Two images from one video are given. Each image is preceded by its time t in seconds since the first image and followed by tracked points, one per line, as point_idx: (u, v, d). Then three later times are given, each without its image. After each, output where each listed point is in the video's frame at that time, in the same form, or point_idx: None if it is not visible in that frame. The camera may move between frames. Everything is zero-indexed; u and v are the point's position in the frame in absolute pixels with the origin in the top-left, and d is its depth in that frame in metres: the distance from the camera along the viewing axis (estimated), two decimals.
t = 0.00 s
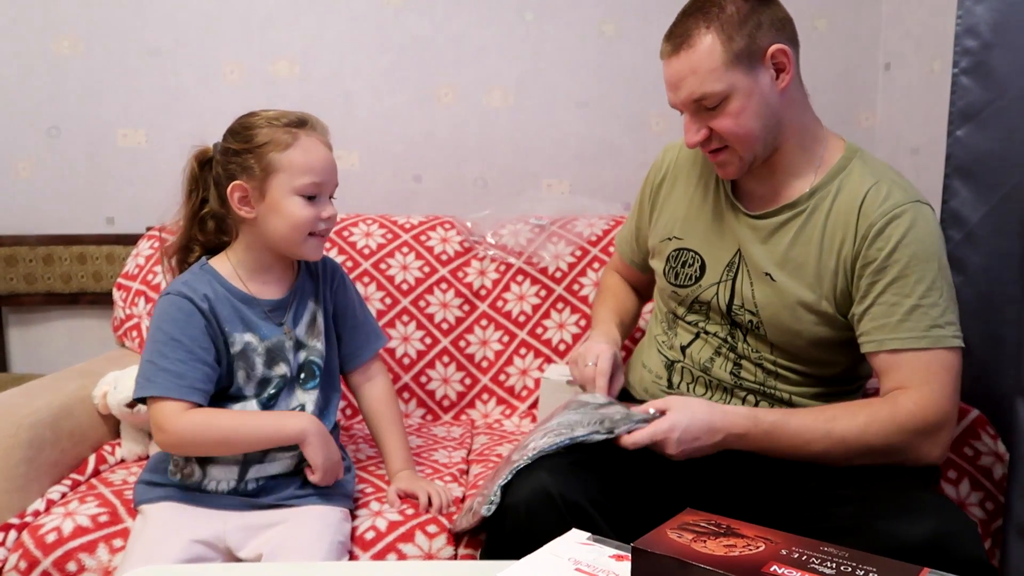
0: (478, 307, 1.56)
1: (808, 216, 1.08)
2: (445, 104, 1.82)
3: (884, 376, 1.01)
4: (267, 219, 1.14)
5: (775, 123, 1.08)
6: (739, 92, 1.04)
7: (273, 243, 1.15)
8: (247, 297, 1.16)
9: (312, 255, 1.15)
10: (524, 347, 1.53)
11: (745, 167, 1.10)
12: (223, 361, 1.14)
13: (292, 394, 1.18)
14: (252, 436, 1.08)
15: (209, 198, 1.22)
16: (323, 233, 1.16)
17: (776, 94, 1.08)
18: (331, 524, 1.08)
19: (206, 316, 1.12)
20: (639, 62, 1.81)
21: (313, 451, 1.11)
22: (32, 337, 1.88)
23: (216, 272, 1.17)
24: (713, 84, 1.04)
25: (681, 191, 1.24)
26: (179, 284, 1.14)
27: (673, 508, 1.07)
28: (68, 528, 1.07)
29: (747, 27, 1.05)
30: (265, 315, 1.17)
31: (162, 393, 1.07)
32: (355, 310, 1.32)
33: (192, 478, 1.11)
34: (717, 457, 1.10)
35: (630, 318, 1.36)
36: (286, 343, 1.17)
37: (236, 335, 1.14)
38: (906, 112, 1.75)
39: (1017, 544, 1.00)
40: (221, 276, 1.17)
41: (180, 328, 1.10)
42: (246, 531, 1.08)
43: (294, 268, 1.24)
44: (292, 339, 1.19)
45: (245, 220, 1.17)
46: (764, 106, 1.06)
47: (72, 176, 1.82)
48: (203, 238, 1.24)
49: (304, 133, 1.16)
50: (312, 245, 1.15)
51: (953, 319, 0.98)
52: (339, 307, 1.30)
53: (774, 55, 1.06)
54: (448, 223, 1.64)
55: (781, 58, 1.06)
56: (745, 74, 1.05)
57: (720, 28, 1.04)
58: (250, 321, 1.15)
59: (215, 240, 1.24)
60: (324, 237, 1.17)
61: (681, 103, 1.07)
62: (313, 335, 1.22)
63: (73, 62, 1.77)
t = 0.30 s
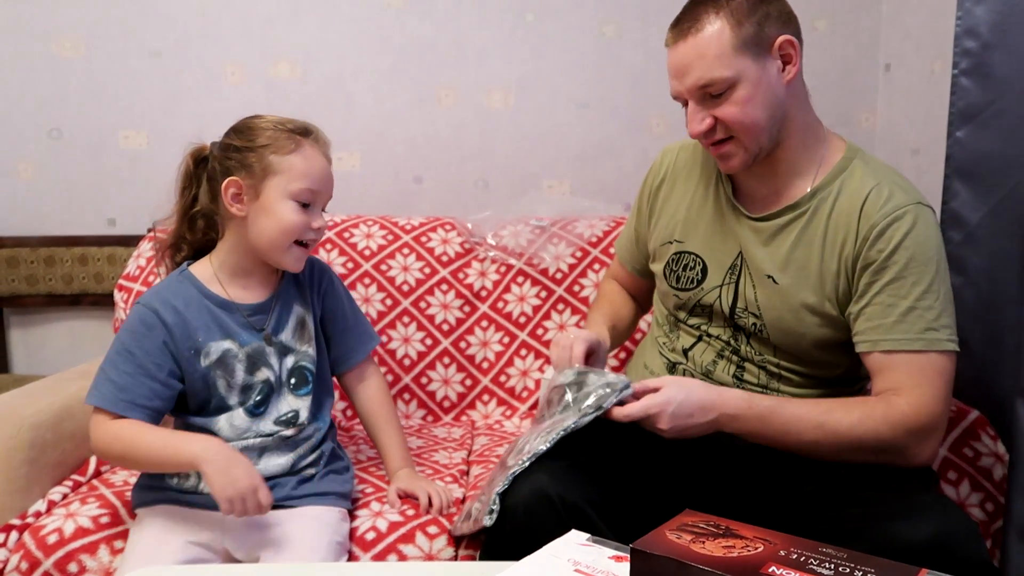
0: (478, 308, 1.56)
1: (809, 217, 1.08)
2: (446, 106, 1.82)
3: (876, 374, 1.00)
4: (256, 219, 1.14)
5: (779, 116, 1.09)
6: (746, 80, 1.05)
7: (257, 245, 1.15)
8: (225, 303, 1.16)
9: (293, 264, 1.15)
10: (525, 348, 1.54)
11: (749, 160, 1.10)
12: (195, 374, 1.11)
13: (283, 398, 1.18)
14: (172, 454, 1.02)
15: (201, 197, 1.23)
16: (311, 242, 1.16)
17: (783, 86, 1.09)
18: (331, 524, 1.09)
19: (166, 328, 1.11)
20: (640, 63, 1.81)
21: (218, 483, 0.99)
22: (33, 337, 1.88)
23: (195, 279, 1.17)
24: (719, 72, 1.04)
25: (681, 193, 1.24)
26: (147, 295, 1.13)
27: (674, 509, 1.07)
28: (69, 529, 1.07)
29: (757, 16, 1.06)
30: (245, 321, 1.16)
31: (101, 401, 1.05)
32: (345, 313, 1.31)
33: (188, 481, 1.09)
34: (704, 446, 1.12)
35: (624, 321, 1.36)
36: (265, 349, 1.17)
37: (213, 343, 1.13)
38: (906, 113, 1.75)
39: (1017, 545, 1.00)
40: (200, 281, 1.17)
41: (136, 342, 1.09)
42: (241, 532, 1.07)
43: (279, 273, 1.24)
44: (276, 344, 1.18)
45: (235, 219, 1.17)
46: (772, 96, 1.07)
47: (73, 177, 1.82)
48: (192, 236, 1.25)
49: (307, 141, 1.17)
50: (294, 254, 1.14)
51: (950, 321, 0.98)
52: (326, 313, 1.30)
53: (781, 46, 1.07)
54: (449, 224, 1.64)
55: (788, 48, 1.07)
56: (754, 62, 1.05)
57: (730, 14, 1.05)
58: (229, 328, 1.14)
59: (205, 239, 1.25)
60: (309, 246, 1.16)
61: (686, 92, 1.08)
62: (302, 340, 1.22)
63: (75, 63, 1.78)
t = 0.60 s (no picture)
0: (479, 309, 1.56)
1: (797, 212, 1.08)
2: (446, 107, 1.82)
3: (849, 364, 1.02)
4: (240, 220, 1.14)
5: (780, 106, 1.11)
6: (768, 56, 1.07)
7: (240, 246, 1.14)
8: (215, 309, 1.16)
9: (274, 268, 1.14)
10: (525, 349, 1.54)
11: (761, 136, 1.10)
12: (184, 381, 1.12)
13: (278, 402, 1.18)
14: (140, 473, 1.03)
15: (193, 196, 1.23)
16: (294, 247, 1.15)
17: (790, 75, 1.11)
18: (328, 525, 1.08)
19: (154, 336, 1.11)
20: (641, 64, 1.82)
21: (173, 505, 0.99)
22: (34, 339, 1.88)
23: (184, 285, 1.17)
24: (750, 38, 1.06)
25: (672, 194, 1.24)
26: (134, 302, 1.14)
27: (671, 512, 1.07)
28: (69, 531, 1.07)
29: None
30: (236, 325, 1.17)
31: (90, 412, 1.06)
32: (339, 316, 1.31)
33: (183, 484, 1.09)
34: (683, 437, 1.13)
35: (609, 325, 1.34)
36: (256, 354, 1.17)
37: (203, 348, 1.13)
38: (907, 115, 1.75)
39: (1017, 546, 0.99)
40: (188, 285, 1.17)
41: (123, 352, 1.09)
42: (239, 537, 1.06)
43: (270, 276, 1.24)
44: (267, 348, 1.18)
45: (222, 218, 1.17)
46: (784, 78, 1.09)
47: (72, 178, 1.82)
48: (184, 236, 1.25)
49: (298, 145, 1.17)
50: (275, 258, 1.14)
51: (927, 311, 1.00)
52: (321, 314, 1.30)
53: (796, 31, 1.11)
54: (449, 225, 1.64)
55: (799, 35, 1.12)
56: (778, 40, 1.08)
57: None
58: (219, 333, 1.15)
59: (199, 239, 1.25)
60: (292, 251, 1.16)
61: (714, 53, 1.08)
62: (296, 343, 1.22)
63: (76, 65, 1.78)
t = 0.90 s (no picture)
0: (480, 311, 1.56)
1: (768, 209, 1.10)
2: (447, 109, 1.83)
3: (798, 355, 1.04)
4: (216, 219, 1.14)
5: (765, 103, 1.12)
6: (755, 52, 1.08)
7: (220, 244, 1.14)
8: (213, 312, 1.15)
9: (257, 260, 1.14)
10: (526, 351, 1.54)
11: (740, 132, 1.11)
12: (183, 385, 1.11)
13: (277, 403, 1.18)
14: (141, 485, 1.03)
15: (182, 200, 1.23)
16: (270, 241, 1.14)
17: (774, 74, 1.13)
18: (328, 527, 1.08)
19: (152, 342, 1.11)
20: (641, 66, 1.82)
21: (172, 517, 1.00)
22: (34, 341, 1.88)
23: (181, 288, 1.17)
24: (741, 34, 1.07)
25: (652, 198, 1.25)
26: (131, 308, 1.14)
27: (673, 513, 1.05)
28: (70, 532, 1.07)
29: None
30: (234, 328, 1.16)
31: (92, 419, 1.07)
32: (338, 319, 1.30)
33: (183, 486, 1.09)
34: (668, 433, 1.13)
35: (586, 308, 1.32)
36: (254, 359, 1.16)
37: (200, 352, 1.13)
38: (907, 117, 1.75)
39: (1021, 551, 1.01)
40: (184, 288, 1.17)
41: (120, 358, 1.09)
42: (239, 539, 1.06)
43: (268, 277, 1.23)
44: (264, 350, 1.18)
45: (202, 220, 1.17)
46: (768, 73, 1.10)
47: (72, 180, 1.82)
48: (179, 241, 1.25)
49: (266, 137, 1.16)
50: (257, 250, 1.13)
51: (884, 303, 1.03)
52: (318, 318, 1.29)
53: (781, 35, 1.13)
54: (449, 227, 1.64)
55: (785, 40, 1.14)
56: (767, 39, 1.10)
57: None
58: (216, 336, 1.14)
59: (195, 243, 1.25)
60: (272, 245, 1.15)
61: (703, 45, 1.09)
62: (295, 346, 1.22)
63: (76, 67, 1.78)
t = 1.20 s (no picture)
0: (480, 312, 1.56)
1: (739, 207, 1.12)
2: (447, 110, 1.83)
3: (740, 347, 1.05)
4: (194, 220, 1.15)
5: (717, 109, 1.13)
6: (682, 68, 1.11)
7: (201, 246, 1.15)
8: (214, 313, 1.16)
9: (229, 259, 1.12)
10: (527, 353, 1.54)
11: (683, 150, 1.15)
12: (182, 385, 1.11)
13: (278, 405, 1.18)
14: (152, 487, 1.03)
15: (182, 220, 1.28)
16: (244, 236, 1.13)
17: (718, 80, 1.12)
18: (328, 527, 1.08)
19: (151, 342, 1.11)
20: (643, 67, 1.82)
21: (184, 519, 0.99)
22: (35, 341, 1.88)
23: (181, 289, 1.17)
24: (661, 57, 1.11)
25: (644, 201, 1.27)
26: (132, 307, 1.14)
27: (673, 515, 1.05)
28: (71, 533, 1.07)
29: (704, 9, 1.12)
30: (233, 329, 1.16)
31: (88, 417, 1.07)
32: (340, 322, 1.29)
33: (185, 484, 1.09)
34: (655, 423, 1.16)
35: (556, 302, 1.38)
36: (253, 360, 1.16)
37: (200, 353, 1.13)
38: (908, 118, 1.75)
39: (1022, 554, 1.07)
40: (185, 291, 1.17)
41: (120, 357, 1.09)
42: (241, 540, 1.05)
43: (267, 278, 1.24)
44: (262, 351, 1.18)
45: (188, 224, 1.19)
46: (702, 84, 1.11)
47: (73, 181, 1.82)
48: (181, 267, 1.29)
49: (235, 133, 1.16)
50: (227, 247, 1.12)
51: (833, 296, 1.03)
52: (319, 323, 1.28)
53: (721, 41, 1.11)
54: (450, 228, 1.64)
55: (728, 44, 1.12)
56: (693, 51, 1.11)
57: (677, 7, 1.12)
58: (215, 337, 1.15)
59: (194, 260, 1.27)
60: (248, 241, 1.13)
61: (633, 76, 1.16)
62: (296, 349, 1.21)
63: (78, 68, 1.78)
